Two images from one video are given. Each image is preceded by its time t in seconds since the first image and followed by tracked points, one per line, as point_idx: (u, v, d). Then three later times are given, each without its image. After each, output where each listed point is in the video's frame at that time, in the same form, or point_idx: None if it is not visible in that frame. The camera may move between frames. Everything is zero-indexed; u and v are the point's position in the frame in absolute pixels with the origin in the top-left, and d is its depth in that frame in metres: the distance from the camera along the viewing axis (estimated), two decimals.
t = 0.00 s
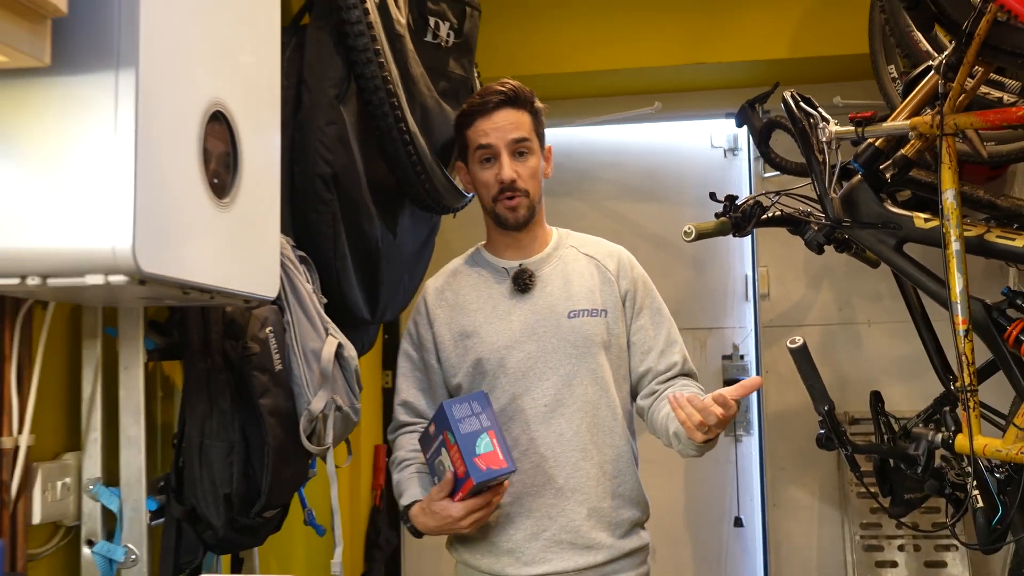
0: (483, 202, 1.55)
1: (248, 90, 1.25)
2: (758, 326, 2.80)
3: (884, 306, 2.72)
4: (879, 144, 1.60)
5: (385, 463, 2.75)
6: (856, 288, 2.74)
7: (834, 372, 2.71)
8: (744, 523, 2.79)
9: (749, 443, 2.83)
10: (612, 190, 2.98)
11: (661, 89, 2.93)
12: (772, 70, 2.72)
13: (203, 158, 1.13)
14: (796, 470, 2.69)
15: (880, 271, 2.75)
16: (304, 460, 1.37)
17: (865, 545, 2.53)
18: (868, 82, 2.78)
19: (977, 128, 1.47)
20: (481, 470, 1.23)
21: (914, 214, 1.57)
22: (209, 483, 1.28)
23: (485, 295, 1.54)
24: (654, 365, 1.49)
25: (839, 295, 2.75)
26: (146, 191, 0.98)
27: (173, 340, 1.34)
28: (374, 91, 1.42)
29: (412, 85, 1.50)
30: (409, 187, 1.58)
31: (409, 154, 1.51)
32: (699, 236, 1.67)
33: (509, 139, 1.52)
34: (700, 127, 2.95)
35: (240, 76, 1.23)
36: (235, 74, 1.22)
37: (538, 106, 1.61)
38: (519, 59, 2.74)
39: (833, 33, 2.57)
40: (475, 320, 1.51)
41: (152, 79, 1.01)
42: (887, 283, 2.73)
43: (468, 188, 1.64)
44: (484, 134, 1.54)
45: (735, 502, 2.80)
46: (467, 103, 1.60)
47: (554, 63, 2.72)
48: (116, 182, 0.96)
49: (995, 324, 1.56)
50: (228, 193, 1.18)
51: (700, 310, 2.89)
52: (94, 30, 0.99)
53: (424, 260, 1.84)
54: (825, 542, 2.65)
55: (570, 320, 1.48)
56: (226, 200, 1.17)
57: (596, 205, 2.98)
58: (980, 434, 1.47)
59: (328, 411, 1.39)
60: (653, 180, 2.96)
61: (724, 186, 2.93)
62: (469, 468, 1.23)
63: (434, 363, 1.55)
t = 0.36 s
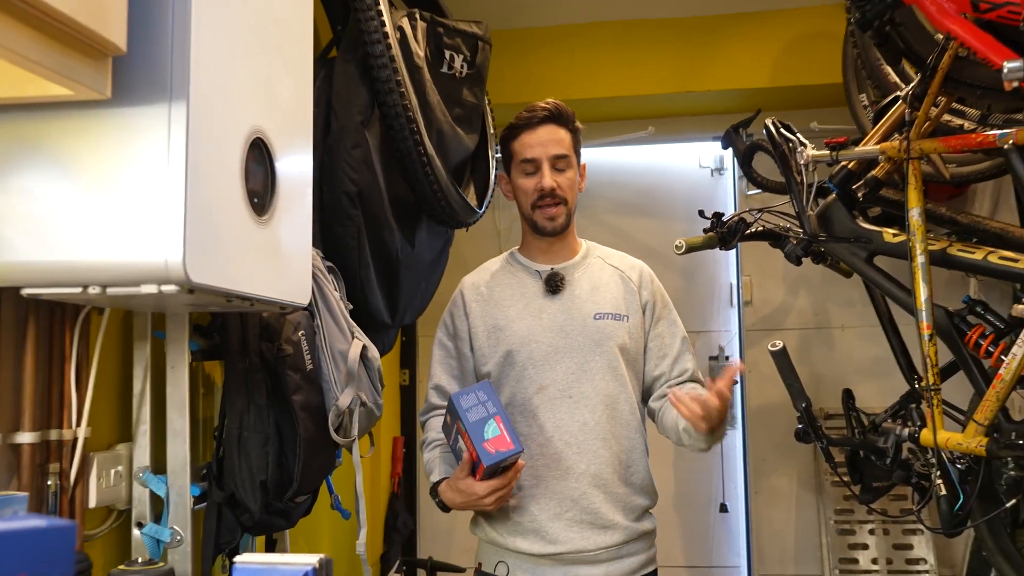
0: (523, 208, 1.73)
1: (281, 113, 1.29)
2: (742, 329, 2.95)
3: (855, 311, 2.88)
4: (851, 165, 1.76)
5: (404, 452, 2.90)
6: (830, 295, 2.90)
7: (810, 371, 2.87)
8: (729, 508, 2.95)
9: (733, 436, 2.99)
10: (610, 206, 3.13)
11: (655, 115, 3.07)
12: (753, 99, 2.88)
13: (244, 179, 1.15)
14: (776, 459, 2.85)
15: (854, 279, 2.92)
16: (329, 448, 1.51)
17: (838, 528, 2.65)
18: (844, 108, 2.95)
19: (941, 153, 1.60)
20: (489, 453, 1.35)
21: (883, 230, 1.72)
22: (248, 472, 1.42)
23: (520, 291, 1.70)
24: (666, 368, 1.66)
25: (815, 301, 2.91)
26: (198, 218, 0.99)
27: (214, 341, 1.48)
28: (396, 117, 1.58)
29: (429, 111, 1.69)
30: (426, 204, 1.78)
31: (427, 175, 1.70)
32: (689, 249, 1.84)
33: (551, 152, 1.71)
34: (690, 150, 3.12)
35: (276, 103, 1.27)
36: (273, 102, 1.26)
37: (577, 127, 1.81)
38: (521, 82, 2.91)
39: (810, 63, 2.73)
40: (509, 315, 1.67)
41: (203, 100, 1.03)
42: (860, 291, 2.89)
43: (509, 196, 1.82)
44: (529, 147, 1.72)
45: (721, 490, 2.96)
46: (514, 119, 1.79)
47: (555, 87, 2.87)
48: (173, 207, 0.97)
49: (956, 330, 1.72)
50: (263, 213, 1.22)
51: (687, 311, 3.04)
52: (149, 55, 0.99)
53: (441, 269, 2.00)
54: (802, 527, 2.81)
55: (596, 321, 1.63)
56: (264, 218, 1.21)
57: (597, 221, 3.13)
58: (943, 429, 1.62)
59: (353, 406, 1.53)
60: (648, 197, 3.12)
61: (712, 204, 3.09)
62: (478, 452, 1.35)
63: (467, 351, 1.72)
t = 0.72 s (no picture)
0: (553, 219, 1.70)
1: (279, 120, 1.32)
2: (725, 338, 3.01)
3: (836, 321, 2.94)
4: (832, 181, 1.82)
5: (391, 453, 2.95)
6: (811, 305, 2.96)
7: (791, 380, 2.92)
8: (710, 512, 2.99)
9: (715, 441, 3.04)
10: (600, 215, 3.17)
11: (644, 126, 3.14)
12: (739, 113, 2.93)
13: (242, 183, 1.18)
14: (756, 464, 2.90)
15: (835, 290, 2.98)
16: (318, 448, 1.54)
17: (815, 533, 2.70)
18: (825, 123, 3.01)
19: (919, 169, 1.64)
20: (504, 450, 1.35)
21: (862, 243, 1.78)
22: (239, 469, 1.45)
23: (529, 300, 1.70)
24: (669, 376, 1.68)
25: (796, 312, 2.96)
26: (196, 222, 1.03)
27: (209, 341, 1.52)
28: (390, 125, 1.65)
29: (422, 119, 1.75)
30: (418, 210, 1.83)
31: (419, 181, 1.75)
32: (673, 259, 1.89)
33: (591, 171, 1.69)
34: (677, 161, 3.16)
35: (275, 112, 1.31)
36: (272, 110, 1.30)
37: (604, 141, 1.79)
38: (513, 90, 2.95)
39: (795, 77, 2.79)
40: (521, 323, 1.67)
41: (203, 108, 1.06)
42: (840, 301, 2.96)
43: (531, 203, 1.78)
44: (568, 161, 1.69)
45: (701, 493, 3.01)
46: (550, 126, 1.73)
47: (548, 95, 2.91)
48: (172, 211, 1.00)
49: (931, 343, 1.78)
50: (261, 217, 1.25)
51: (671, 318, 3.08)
52: (151, 64, 1.02)
53: (430, 274, 2.04)
54: (781, 532, 2.86)
55: (607, 332, 1.64)
56: (260, 220, 1.24)
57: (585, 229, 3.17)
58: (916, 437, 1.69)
59: (343, 406, 1.56)
60: (635, 205, 3.16)
61: (697, 215, 3.14)
62: (493, 449, 1.36)
63: (477, 356, 1.70)
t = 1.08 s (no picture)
0: (542, 201, 1.56)
1: (268, 104, 1.33)
2: (710, 326, 3.03)
3: (820, 310, 2.98)
4: (817, 171, 1.82)
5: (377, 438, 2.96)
6: (796, 294, 2.99)
7: (774, 367, 2.96)
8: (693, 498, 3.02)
9: (699, 429, 3.03)
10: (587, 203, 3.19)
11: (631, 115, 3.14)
12: (727, 102, 2.95)
13: (232, 167, 1.19)
14: (739, 450, 2.94)
15: (818, 279, 3.01)
16: (305, 430, 1.55)
17: (796, 519, 2.74)
18: (811, 113, 3.03)
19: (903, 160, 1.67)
20: (533, 458, 1.27)
21: (845, 233, 1.80)
22: (227, 451, 1.46)
23: (513, 284, 1.53)
24: (652, 367, 1.60)
25: (780, 300, 2.99)
26: (185, 205, 1.04)
27: (198, 324, 1.53)
28: (379, 110, 1.67)
29: (412, 106, 1.77)
30: (406, 195, 1.84)
31: (407, 167, 1.77)
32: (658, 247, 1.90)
33: (584, 152, 1.58)
34: (664, 150, 3.18)
35: (265, 96, 1.31)
36: (262, 94, 1.30)
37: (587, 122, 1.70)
38: (502, 77, 2.95)
39: (782, 68, 2.81)
40: (508, 309, 1.50)
41: (193, 91, 1.07)
42: (824, 290, 2.99)
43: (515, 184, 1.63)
44: (559, 141, 1.57)
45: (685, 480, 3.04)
46: (538, 103, 1.60)
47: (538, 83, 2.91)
48: (162, 194, 1.01)
49: (911, 330, 1.78)
50: (251, 199, 1.26)
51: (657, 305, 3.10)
52: (141, 46, 1.03)
53: (418, 260, 2.05)
54: (763, 517, 2.90)
55: (596, 318, 1.51)
56: (249, 203, 1.25)
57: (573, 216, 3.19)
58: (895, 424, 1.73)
59: (331, 389, 1.59)
60: (623, 193, 3.18)
61: (684, 204, 3.15)
62: (522, 456, 1.28)
63: (462, 345, 1.51)
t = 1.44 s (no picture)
0: (523, 187, 1.50)
1: (265, 97, 1.33)
2: (701, 318, 3.05)
3: (811, 303, 3.00)
4: (808, 164, 1.86)
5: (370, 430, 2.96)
6: (787, 287, 3.01)
7: (766, 360, 2.98)
8: (685, 489, 3.05)
9: (691, 420, 3.08)
10: (579, 195, 3.20)
11: (624, 108, 3.15)
12: (720, 96, 2.96)
13: (229, 159, 1.20)
14: (730, 442, 2.97)
15: (810, 272, 3.03)
16: (300, 422, 1.56)
17: (787, 510, 2.76)
18: (803, 107, 3.05)
19: (894, 154, 1.68)
20: (567, 450, 1.27)
21: (836, 226, 1.82)
22: (222, 441, 1.47)
23: (496, 278, 1.45)
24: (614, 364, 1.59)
25: (772, 293, 3.01)
26: (183, 197, 1.04)
27: (193, 316, 1.54)
28: (374, 103, 1.69)
29: (406, 98, 1.78)
30: (400, 188, 1.87)
31: (402, 159, 1.80)
32: (651, 239, 1.92)
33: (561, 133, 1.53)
34: (656, 143, 3.19)
35: (261, 89, 1.31)
36: (258, 87, 1.30)
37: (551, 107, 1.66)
38: (496, 70, 2.96)
39: (775, 62, 2.82)
40: (495, 304, 1.41)
41: (191, 84, 1.07)
42: (815, 283, 3.01)
43: (491, 172, 1.56)
44: (539, 124, 1.51)
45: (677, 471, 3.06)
46: (511, 87, 1.53)
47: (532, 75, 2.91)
48: (160, 186, 1.02)
49: (902, 323, 1.80)
50: (247, 191, 1.26)
51: (650, 298, 3.13)
52: (139, 39, 1.03)
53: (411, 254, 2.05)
54: (753, 508, 2.93)
55: (579, 310, 1.46)
56: (245, 195, 1.25)
57: (565, 209, 3.20)
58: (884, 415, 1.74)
59: (326, 380, 1.60)
60: (616, 186, 3.19)
61: (676, 196, 3.17)
62: (557, 448, 1.26)
63: (450, 344, 1.41)
